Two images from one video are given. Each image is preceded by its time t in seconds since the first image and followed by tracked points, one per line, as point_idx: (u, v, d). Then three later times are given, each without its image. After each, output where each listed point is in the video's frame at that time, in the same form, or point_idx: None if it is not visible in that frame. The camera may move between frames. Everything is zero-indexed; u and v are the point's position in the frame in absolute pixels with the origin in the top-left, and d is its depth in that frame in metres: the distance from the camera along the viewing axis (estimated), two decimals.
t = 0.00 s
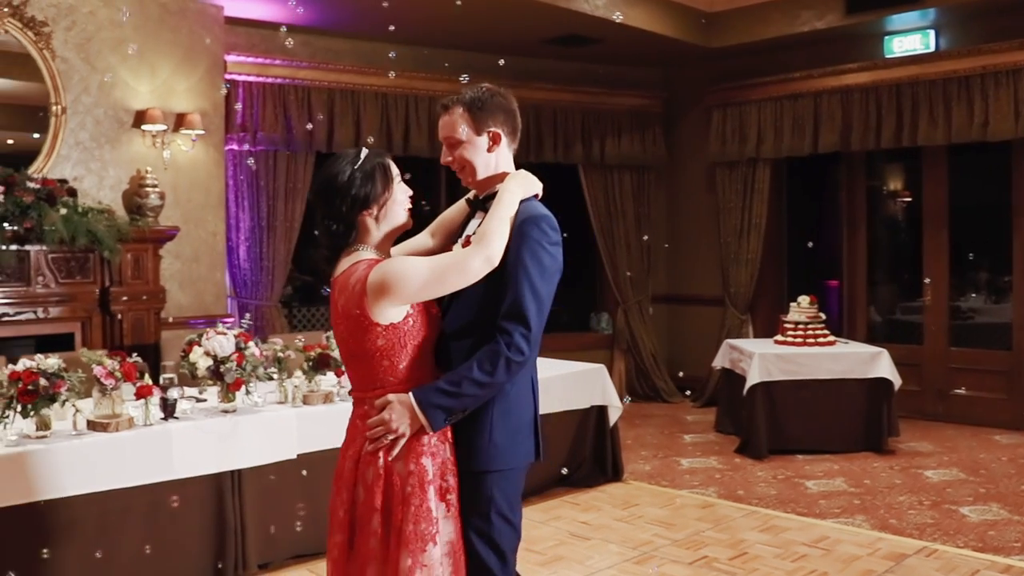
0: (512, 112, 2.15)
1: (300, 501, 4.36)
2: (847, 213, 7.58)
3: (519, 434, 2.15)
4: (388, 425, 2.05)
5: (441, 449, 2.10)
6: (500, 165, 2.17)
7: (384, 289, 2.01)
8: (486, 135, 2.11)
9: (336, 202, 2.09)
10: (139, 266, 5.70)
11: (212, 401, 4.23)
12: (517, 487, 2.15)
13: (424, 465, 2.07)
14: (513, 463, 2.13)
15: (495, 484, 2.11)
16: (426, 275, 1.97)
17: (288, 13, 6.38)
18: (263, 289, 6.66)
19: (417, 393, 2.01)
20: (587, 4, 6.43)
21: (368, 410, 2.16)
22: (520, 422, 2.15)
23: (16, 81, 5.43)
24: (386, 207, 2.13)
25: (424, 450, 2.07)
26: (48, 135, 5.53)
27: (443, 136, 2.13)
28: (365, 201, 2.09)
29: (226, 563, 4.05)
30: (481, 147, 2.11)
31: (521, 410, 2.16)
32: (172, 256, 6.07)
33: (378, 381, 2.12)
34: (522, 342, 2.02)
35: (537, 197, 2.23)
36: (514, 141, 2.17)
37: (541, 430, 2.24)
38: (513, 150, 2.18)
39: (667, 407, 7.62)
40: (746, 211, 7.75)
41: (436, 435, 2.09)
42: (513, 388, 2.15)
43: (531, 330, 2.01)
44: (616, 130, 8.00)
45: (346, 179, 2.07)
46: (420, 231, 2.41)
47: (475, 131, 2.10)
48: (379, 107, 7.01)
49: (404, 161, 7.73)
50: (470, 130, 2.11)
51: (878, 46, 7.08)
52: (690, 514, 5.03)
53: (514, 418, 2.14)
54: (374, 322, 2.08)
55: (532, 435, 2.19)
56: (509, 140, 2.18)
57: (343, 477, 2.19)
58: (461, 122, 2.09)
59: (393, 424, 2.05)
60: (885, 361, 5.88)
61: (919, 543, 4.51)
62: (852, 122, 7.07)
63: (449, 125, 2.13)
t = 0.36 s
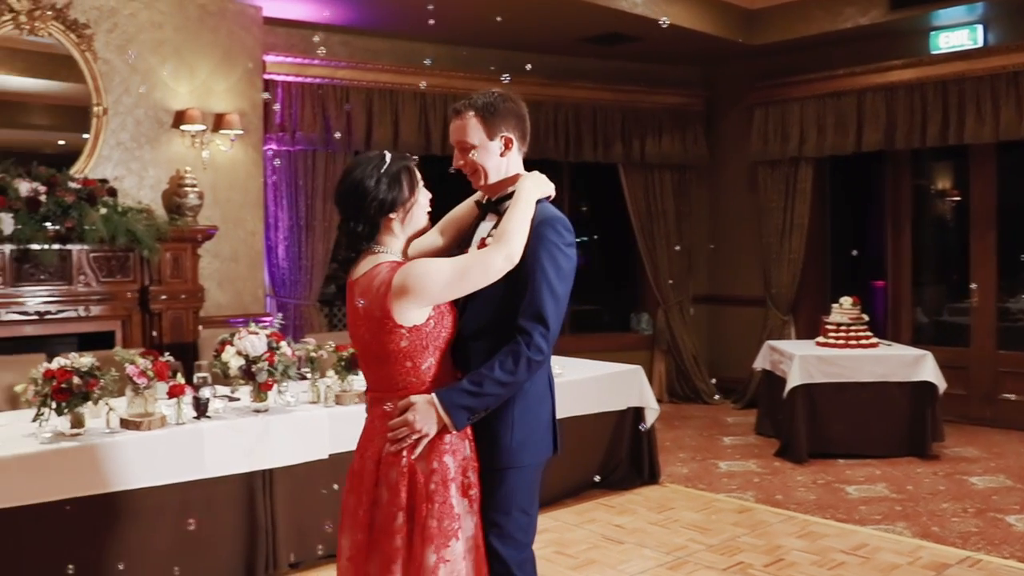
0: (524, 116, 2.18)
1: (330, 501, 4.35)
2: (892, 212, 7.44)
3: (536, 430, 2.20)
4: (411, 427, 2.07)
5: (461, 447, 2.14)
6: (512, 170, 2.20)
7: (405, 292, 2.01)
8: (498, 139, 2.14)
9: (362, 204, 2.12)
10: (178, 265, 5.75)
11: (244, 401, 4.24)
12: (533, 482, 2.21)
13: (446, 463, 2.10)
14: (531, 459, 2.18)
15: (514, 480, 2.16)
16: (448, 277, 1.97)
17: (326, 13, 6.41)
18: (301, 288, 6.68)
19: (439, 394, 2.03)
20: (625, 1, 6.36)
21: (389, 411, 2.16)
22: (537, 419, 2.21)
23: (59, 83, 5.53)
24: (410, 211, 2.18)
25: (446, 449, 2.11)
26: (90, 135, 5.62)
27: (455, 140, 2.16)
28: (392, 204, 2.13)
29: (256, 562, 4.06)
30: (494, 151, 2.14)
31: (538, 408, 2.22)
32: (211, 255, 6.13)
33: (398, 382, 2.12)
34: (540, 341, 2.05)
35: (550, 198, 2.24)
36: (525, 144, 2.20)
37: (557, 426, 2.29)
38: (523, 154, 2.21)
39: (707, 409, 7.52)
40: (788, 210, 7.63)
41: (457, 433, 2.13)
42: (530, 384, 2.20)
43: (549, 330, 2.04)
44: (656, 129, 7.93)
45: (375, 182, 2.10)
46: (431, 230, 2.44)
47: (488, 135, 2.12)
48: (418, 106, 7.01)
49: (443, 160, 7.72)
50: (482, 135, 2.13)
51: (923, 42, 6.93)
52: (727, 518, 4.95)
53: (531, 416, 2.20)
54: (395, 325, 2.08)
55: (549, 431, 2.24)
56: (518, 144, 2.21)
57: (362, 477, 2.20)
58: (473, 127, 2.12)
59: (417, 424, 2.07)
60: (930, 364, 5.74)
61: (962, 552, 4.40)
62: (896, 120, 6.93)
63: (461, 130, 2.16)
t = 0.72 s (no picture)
0: (545, 114, 2.17)
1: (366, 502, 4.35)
2: (944, 211, 7.23)
3: (563, 429, 2.23)
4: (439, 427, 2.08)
5: (487, 448, 2.16)
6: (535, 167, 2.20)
7: (435, 290, 2.04)
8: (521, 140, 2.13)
9: (388, 204, 2.14)
10: (222, 264, 5.82)
11: (281, 400, 4.26)
12: (560, 480, 2.24)
13: (473, 463, 2.13)
14: (558, 457, 2.21)
15: (541, 479, 2.19)
16: (476, 269, 2.02)
17: (370, 13, 6.44)
18: (345, 287, 6.69)
19: (468, 394, 2.05)
20: None
21: (415, 412, 2.18)
22: (563, 418, 2.23)
23: (107, 85, 5.65)
24: (435, 211, 2.20)
25: (473, 449, 2.13)
26: (137, 136, 5.72)
27: (478, 140, 2.14)
28: (418, 204, 2.16)
29: (291, 562, 4.06)
30: (517, 152, 2.13)
31: (564, 406, 2.24)
32: (255, 255, 6.19)
33: (426, 383, 2.14)
34: (567, 337, 2.08)
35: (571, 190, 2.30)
36: (547, 142, 2.19)
37: (583, 424, 2.32)
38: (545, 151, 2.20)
39: (753, 412, 7.41)
40: (837, 210, 7.49)
41: (483, 434, 2.15)
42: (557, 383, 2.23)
43: (574, 326, 2.08)
44: (702, 127, 7.84)
45: (402, 182, 2.13)
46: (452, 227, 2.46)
47: (511, 136, 2.11)
48: (462, 106, 7.00)
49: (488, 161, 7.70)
50: (506, 136, 2.12)
51: (977, 37, 6.76)
52: (768, 523, 4.86)
53: (559, 416, 2.22)
54: (424, 326, 2.09)
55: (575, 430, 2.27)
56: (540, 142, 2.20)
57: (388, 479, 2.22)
58: (496, 129, 2.11)
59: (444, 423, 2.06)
60: (982, 368, 5.61)
61: (1011, 563, 4.27)
62: (947, 117, 6.75)
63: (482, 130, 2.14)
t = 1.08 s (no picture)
0: (555, 111, 2.16)
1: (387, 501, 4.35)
2: (984, 210, 7.06)
3: (572, 430, 2.20)
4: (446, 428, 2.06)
5: (494, 447, 2.13)
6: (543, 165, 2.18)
7: (447, 284, 2.03)
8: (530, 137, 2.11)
9: (397, 202, 2.12)
10: (251, 263, 5.87)
11: (304, 398, 4.28)
12: (568, 480, 2.21)
13: (478, 462, 2.09)
14: (566, 458, 2.19)
15: (548, 479, 2.17)
16: (487, 262, 2.01)
17: (401, 12, 6.45)
18: (375, 286, 6.71)
19: (477, 393, 2.01)
20: None
21: (421, 410, 2.15)
22: (572, 418, 2.21)
23: (142, 85, 5.72)
24: (444, 208, 2.18)
25: (479, 448, 2.10)
26: (168, 135, 5.77)
27: (486, 137, 2.13)
28: (428, 201, 2.13)
29: (311, 560, 4.09)
30: (527, 148, 2.11)
31: (572, 406, 2.22)
32: (285, 254, 6.23)
33: (434, 382, 2.12)
34: (576, 336, 2.05)
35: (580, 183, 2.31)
36: (556, 140, 2.18)
37: (591, 426, 2.29)
38: (554, 149, 2.18)
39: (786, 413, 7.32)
40: (873, 210, 7.37)
41: (490, 433, 2.12)
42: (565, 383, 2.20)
43: (583, 325, 2.05)
44: (736, 125, 7.75)
45: (410, 180, 2.11)
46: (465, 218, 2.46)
47: (521, 132, 2.10)
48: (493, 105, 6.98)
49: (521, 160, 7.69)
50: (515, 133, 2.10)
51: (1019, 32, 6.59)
52: (796, 527, 4.78)
53: (568, 416, 2.20)
54: (435, 324, 2.08)
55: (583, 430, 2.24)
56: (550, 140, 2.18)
57: (394, 478, 2.18)
58: (505, 126, 2.09)
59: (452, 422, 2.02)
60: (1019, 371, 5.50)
61: None
62: (987, 114, 6.59)
63: (491, 127, 2.12)
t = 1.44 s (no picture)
0: (552, 108, 2.12)
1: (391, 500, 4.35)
2: (1005, 209, 6.94)
3: (564, 434, 2.13)
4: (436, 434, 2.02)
5: (485, 453, 2.09)
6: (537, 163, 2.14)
7: (438, 285, 1.99)
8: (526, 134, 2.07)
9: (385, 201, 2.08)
10: (264, 263, 5.90)
11: (309, 398, 4.28)
12: (560, 486, 2.14)
13: (469, 469, 2.06)
14: (558, 463, 2.12)
15: (538, 484, 2.10)
16: (480, 264, 1.96)
17: (415, 11, 6.44)
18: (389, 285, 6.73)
19: (469, 398, 1.97)
20: None
21: (411, 414, 2.11)
22: (564, 422, 2.14)
23: (156, 86, 5.76)
24: (435, 204, 2.15)
25: (469, 455, 2.07)
26: (182, 136, 5.82)
27: (481, 133, 2.08)
28: (417, 198, 2.10)
29: (314, 560, 4.10)
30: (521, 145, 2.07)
31: (565, 410, 2.15)
32: (298, 253, 6.26)
33: (423, 385, 2.08)
34: (571, 340, 2.00)
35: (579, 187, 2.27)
36: (552, 138, 2.14)
37: (585, 430, 2.22)
38: (550, 147, 2.14)
39: (804, 414, 7.26)
40: (892, 208, 7.28)
41: (482, 438, 2.09)
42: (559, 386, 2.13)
43: (579, 328, 2.00)
44: (754, 123, 7.69)
45: (397, 179, 2.07)
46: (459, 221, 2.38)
47: (516, 129, 2.06)
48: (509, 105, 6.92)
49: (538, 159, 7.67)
50: (511, 129, 2.07)
51: None
52: (806, 530, 4.73)
53: (562, 419, 2.13)
54: (424, 325, 2.04)
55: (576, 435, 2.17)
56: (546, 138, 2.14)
57: (384, 482, 2.16)
58: (500, 122, 2.06)
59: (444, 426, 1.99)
60: None
61: None
62: (1009, 111, 6.48)
63: (486, 122, 2.08)
